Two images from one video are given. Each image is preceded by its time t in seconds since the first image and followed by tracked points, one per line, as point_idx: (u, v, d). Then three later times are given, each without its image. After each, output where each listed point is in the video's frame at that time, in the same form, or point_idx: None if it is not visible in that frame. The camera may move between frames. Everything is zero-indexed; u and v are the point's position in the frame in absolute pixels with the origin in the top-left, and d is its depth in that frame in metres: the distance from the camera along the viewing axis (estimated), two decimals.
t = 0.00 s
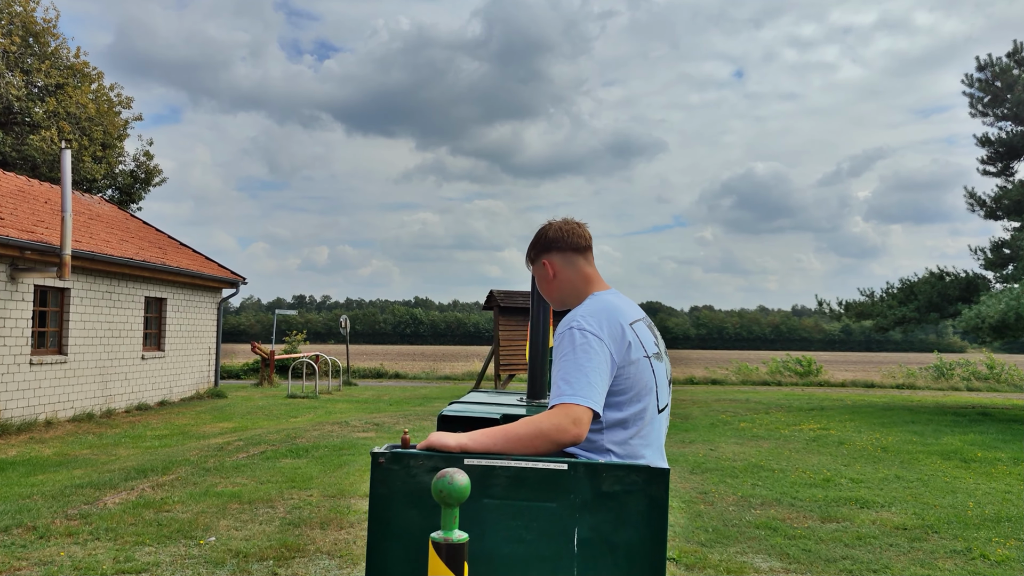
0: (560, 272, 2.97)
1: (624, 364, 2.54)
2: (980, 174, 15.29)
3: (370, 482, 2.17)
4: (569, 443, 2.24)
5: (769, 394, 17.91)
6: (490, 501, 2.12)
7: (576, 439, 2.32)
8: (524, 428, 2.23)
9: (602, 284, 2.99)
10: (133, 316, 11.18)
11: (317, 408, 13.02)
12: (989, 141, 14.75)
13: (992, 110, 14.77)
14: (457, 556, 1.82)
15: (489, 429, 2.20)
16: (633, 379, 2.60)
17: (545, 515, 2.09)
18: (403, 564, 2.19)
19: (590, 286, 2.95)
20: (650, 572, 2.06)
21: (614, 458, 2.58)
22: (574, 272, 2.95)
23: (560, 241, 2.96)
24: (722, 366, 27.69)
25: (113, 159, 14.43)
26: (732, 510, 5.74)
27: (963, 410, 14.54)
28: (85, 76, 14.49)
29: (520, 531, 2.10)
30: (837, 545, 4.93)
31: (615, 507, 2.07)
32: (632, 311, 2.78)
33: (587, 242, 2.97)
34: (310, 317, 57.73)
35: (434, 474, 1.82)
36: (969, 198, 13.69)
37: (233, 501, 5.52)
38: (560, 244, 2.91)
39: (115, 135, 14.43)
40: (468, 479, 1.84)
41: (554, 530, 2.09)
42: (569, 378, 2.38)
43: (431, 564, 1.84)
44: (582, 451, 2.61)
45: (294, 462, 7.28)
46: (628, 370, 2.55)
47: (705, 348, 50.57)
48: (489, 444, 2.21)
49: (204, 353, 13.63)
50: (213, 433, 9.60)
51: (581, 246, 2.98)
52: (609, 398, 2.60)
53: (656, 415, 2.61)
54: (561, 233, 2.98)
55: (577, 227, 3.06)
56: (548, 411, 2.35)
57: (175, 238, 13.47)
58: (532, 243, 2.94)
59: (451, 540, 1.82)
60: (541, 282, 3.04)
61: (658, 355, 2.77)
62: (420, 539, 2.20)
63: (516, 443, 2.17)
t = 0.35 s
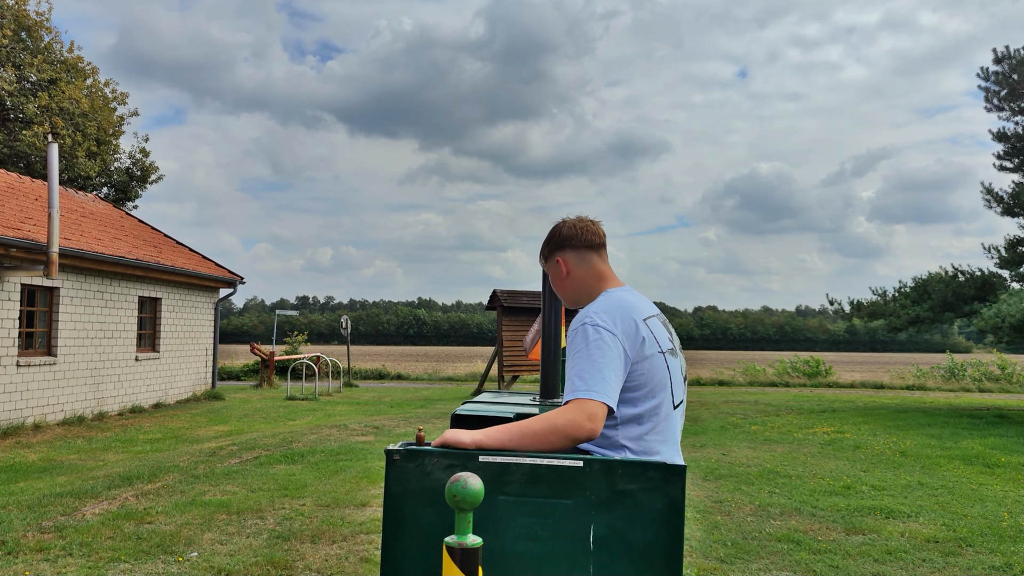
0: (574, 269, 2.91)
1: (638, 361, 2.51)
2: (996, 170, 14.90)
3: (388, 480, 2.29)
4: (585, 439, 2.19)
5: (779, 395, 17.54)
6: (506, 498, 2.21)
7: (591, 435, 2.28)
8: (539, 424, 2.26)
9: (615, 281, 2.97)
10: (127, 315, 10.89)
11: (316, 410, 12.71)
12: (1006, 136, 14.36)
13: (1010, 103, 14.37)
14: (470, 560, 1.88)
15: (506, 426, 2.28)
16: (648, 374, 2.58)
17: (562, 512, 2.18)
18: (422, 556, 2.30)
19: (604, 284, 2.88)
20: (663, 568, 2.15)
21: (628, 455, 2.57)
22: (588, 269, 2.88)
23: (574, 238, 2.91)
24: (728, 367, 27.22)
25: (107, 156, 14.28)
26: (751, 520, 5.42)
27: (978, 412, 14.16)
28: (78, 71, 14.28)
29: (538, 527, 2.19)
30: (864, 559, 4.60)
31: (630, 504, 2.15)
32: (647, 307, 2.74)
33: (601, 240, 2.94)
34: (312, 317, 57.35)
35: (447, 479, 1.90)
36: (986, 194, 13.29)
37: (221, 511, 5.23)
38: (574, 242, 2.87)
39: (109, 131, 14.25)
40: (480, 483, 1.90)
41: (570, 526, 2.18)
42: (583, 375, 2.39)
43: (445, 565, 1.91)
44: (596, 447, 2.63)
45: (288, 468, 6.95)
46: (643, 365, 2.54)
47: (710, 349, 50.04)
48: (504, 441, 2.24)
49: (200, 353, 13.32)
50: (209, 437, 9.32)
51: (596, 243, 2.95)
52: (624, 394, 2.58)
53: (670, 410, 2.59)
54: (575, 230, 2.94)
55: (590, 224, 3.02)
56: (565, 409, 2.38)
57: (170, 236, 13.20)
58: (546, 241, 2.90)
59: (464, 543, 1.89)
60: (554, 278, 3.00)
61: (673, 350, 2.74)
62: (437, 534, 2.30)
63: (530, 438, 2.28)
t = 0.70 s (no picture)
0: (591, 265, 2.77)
1: (659, 360, 2.37)
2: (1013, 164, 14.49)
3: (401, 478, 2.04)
4: (608, 439, 2.09)
5: (788, 396, 17.14)
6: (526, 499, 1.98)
7: (613, 434, 2.13)
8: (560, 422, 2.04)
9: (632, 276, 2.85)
10: (119, 313, 10.57)
11: (315, 412, 12.35)
12: (1023, 130, 13.97)
13: None
14: (506, 559, 1.67)
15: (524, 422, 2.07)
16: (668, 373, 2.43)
17: (581, 514, 1.96)
18: (438, 560, 2.04)
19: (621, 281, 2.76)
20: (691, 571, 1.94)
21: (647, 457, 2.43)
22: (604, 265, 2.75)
23: (590, 233, 2.76)
24: (735, 368, 26.77)
25: (100, 151, 14.18)
26: (773, 532, 5.05)
27: (995, 414, 13.74)
28: (71, 64, 14.13)
29: (555, 527, 1.98)
30: None
31: (650, 506, 1.94)
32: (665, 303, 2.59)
33: (619, 234, 2.80)
34: (313, 318, 57.01)
35: (480, 472, 1.71)
36: (1004, 189, 12.90)
37: (205, 522, 4.87)
38: (592, 237, 2.73)
39: (101, 126, 14.15)
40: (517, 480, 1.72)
41: (590, 529, 1.96)
42: (603, 373, 2.18)
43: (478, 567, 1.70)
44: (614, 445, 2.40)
45: (280, 474, 6.60)
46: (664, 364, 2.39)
47: (714, 349, 49.63)
48: (523, 438, 2.02)
49: (196, 354, 12.99)
50: (201, 440, 8.96)
51: (613, 238, 2.82)
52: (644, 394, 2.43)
53: (690, 410, 2.45)
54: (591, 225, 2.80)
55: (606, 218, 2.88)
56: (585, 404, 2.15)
57: (165, 234, 12.90)
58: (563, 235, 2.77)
59: (498, 540, 1.68)
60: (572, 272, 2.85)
61: (691, 347, 2.59)
62: (456, 538, 2.04)
63: (550, 438, 2.05)
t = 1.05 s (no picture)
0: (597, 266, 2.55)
1: (667, 363, 2.21)
2: None
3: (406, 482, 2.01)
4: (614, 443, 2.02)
5: (796, 395, 16.76)
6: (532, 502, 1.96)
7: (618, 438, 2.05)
8: (565, 425, 2.02)
9: (641, 278, 2.60)
10: (108, 311, 10.24)
11: (310, 412, 12.02)
12: None
13: None
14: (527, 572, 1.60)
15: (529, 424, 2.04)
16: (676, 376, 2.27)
17: (587, 516, 1.94)
18: (447, 563, 2.01)
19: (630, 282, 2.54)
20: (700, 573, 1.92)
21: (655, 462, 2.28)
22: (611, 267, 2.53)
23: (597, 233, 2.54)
24: (739, 365, 26.38)
25: (94, 147, 13.91)
26: (792, 546, 4.68)
27: (1011, 413, 13.35)
28: (63, 57, 13.78)
29: (564, 531, 1.96)
30: None
31: (659, 507, 1.91)
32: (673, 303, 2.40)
33: (625, 234, 2.55)
34: (313, 315, 56.62)
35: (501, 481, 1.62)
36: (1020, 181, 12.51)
37: (182, 536, 4.52)
38: (595, 238, 2.49)
39: (95, 122, 13.86)
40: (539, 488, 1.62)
41: (597, 531, 1.94)
42: (609, 374, 2.10)
43: None
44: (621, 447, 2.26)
45: (268, 481, 6.24)
46: (671, 368, 2.23)
47: (717, 346, 49.25)
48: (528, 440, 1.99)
49: (189, 352, 12.63)
50: (190, 443, 8.63)
51: (619, 238, 2.56)
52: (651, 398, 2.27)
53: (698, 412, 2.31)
54: (596, 223, 2.56)
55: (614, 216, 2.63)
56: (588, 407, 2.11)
57: (158, 230, 12.57)
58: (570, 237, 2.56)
59: (521, 552, 1.60)
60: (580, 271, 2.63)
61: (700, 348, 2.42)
62: (463, 541, 2.02)
63: (558, 440, 2.01)
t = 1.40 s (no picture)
0: (598, 260, 2.61)
1: (666, 357, 2.28)
2: None
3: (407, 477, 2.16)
4: (610, 437, 2.11)
5: (804, 397, 16.39)
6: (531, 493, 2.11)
7: (617, 431, 2.14)
8: (562, 419, 2.10)
9: (643, 272, 2.63)
10: (96, 308, 9.94)
11: (306, 412, 11.72)
12: None
13: None
14: (536, 552, 1.75)
15: (529, 418, 2.17)
16: (676, 372, 2.33)
17: (588, 508, 2.09)
18: (449, 552, 2.15)
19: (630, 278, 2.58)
20: (694, 564, 2.06)
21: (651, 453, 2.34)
22: (612, 263, 2.56)
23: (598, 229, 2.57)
24: (744, 366, 25.82)
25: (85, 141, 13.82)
26: (809, 561, 4.34)
27: None
28: (54, 48, 13.57)
29: (563, 522, 2.11)
30: None
31: (658, 500, 2.06)
32: (673, 299, 2.46)
33: (628, 229, 2.56)
34: (314, 314, 56.15)
35: (512, 468, 1.76)
36: None
37: (152, 548, 4.20)
38: (595, 233, 2.53)
39: (85, 115, 13.73)
40: (549, 474, 1.77)
41: (598, 521, 2.09)
42: (608, 367, 2.18)
43: (509, 560, 1.77)
44: (619, 441, 2.32)
45: (253, 486, 5.94)
46: (670, 362, 2.30)
47: (721, 347, 48.72)
48: (526, 435, 2.12)
49: (181, 350, 12.32)
50: (178, 444, 8.34)
51: (623, 232, 2.58)
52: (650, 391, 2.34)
53: (695, 407, 2.37)
54: (600, 217, 2.59)
55: (620, 209, 2.64)
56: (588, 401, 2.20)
57: (151, 225, 12.28)
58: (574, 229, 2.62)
59: (530, 535, 1.75)
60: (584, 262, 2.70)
61: (701, 345, 2.48)
62: (463, 530, 2.16)
63: (556, 433, 2.11)
